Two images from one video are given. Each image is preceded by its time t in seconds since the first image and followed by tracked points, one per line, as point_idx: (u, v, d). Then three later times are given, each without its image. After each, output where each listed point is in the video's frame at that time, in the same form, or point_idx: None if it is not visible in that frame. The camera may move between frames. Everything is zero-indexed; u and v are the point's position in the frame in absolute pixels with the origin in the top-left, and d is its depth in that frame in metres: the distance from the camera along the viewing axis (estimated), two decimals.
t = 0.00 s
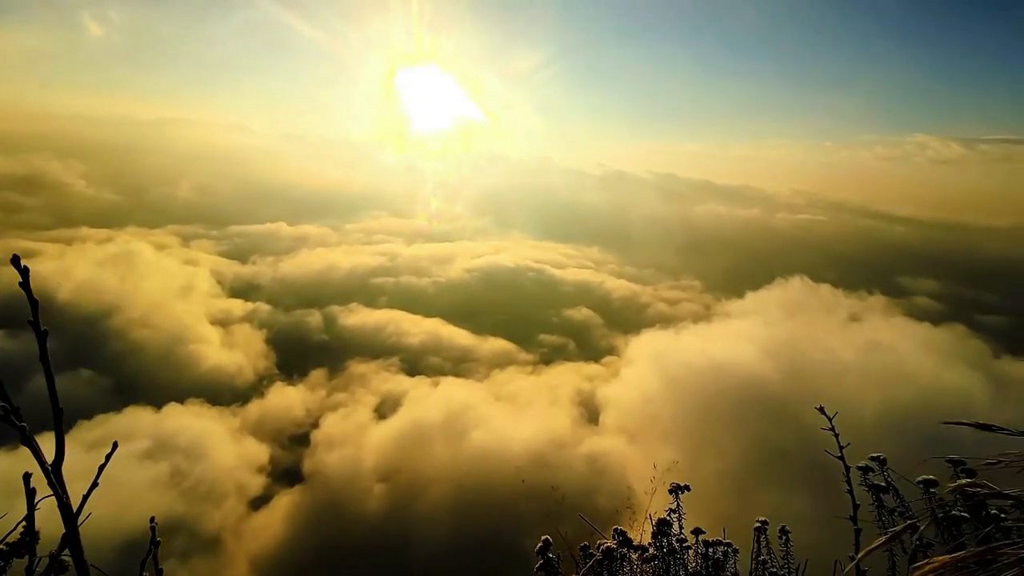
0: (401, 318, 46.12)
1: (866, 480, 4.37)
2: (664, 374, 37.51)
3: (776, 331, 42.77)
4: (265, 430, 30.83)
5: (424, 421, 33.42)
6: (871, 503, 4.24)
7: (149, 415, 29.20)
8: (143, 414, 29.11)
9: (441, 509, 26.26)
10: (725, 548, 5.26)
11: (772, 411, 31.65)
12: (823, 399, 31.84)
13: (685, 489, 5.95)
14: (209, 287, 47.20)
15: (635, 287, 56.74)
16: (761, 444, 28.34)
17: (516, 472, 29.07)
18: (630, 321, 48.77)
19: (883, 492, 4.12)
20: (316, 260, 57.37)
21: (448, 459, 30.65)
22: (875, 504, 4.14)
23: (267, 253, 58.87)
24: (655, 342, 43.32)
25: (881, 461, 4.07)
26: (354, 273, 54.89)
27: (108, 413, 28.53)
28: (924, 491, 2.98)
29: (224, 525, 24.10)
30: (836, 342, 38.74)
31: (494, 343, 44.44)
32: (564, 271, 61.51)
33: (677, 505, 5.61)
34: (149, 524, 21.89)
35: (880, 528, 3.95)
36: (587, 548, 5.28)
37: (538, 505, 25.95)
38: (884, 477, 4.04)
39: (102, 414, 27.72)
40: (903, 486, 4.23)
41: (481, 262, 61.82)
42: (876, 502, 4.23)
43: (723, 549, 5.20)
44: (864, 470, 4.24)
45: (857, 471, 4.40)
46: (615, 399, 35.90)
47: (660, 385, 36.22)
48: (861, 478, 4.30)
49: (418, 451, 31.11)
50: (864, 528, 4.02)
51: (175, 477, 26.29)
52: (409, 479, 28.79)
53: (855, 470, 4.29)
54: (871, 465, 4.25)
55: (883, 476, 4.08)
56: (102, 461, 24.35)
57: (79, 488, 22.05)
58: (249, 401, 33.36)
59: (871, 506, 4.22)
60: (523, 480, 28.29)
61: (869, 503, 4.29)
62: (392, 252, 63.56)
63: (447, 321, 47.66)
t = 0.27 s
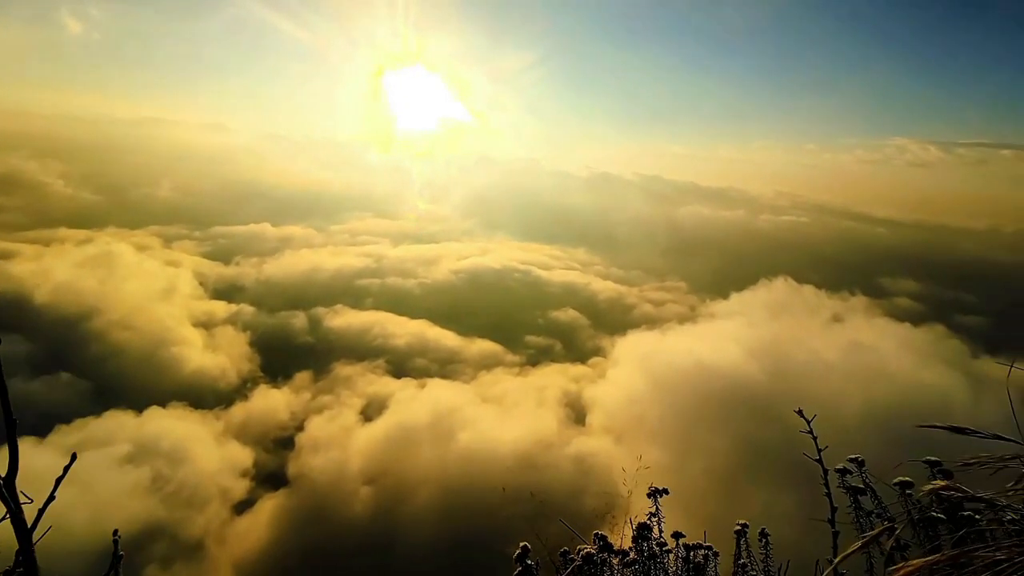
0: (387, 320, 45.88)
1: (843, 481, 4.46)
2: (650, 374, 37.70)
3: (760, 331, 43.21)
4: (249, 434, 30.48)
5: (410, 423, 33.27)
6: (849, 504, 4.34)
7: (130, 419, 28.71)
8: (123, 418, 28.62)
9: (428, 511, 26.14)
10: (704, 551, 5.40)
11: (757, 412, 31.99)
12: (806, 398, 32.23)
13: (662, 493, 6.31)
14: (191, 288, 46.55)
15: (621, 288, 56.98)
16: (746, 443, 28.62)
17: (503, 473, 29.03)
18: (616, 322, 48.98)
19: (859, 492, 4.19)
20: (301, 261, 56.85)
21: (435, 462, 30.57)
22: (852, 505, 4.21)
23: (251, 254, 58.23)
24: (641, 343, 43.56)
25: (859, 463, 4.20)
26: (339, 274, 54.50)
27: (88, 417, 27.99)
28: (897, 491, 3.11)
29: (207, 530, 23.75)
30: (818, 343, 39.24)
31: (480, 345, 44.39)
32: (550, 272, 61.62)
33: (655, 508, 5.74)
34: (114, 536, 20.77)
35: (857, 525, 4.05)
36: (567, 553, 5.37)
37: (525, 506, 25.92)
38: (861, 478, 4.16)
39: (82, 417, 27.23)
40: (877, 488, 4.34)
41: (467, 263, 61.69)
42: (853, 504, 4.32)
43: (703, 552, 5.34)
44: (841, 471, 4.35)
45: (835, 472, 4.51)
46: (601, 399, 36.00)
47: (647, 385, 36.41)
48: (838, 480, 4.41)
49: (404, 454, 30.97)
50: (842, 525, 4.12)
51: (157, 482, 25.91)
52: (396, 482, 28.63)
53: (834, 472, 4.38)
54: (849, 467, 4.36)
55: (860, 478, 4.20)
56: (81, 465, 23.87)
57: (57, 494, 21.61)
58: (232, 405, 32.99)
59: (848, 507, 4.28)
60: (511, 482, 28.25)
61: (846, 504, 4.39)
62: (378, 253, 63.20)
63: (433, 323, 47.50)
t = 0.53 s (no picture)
0: (378, 321, 45.66)
1: (828, 483, 4.42)
2: (641, 374, 37.81)
3: (750, 331, 43.44)
4: (238, 436, 30.19)
5: (401, 424, 33.11)
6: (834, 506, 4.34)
7: (116, 423, 28.37)
8: (109, 422, 28.27)
9: (419, 513, 26.00)
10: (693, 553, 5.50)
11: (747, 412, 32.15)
12: (796, 398, 32.45)
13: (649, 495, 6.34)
14: (179, 290, 46.09)
15: (612, 289, 57.05)
16: (736, 443, 28.75)
17: (495, 474, 28.96)
18: (607, 323, 49.06)
19: (844, 494, 4.15)
20: (290, 262, 56.48)
21: (426, 464, 30.46)
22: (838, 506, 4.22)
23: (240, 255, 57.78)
24: (632, 344, 43.65)
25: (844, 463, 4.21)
26: (329, 276, 54.19)
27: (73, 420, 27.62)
28: (881, 491, 3.11)
29: (195, 534, 23.48)
30: (808, 343, 39.52)
31: (471, 347, 44.30)
32: (542, 273, 61.60)
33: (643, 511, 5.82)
34: (86, 546, 20.02)
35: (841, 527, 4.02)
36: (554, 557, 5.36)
37: (516, 507, 25.83)
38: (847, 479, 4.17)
39: (67, 421, 26.86)
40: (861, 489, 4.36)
41: (458, 264, 61.54)
42: (838, 505, 4.33)
43: (691, 554, 5.45)
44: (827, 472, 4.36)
45: (820, 474, 4.48)
46: (593, 400, 36.04)
47: (638, 385, 36.52)
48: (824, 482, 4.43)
49: (395, 455, 30.83)
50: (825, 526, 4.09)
51: (144, 486, 25.58)
52: (387, 484, 28.49)
53: (819, 475, 4.36)
54: (834, 469, 4.36)
55: (845, 478, 4.21)
56: (67, 470, 23.53)
57: (42, 499, 21.27)
58: (221, 408, 32.70)
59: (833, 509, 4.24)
60: (503, 482, 28.18)
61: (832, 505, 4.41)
62: (369, 254, 62.90)
63: (424, 324, 47.35)
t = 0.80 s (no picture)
0: (366, 323, 45.43)
1: (809, 485, 4.48)
2: (629, 374, 37.94)
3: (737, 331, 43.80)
4: (224, 439, 29.86)
5: (389, 426, 32.99)
6: (815, 507, 4.34)
7: (99, 427, 27.95)
8: (93, 426, 27.85)
9: (407, 515, 25.83)
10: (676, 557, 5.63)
11: (734, 411, 32.41)
12: (781, 398, 32.81)
13: (632, 499, 6.39)
14: (164, 292, 45.51)
15: (600, 289, 57.20)
16: (724, 442, 28.98)
17: (484, 475, 28.93)
18: (595, 324, 49.22)
19: (825, 495, 4.21)
20: (277, 263, 56.02)
21: (415, 466, 30.36)
22: (819, 509, 4.21)
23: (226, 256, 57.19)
24: (621, 344, 43.83)
25: (823, 465, 4.22)
26: (316, 277, 53.84)
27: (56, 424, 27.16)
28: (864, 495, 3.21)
29: (181, 539, 23.18)
30: (794, 343, 39.94)
31: (459, 348, 44.24)
32: (530, 274, 61.64)
33: (626, 514, 5.91)
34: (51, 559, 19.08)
35: (823, 528, 4.10)
36: (537, 563, 5.38)
37: (505, 508, 25.72)
38: (826, 482, 4.16)
39: (49, 425, 26.39)
40: (842, 491, 4.36)
41: (447, 265, 61.39)
42: (819, 507, 4.33)
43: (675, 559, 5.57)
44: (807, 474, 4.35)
45: (801, 475, 4.53)
46: (582, 400, 36.14)
47: (627, 385, 36.62)
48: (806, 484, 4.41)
49: (383, 457, 30.74)
50: (808, 528, 4.16)
51: (128, 491, 25.22)
52: (375, 487, 28.35)
53: (800, 476, 4.44)
54: (813, 470, 4.35)
55: (824, 481, 4.20)
56: (48, 475, 23.10)
57: (22, 506, 20.85)
58: (207, 411, 32.36)
59: (814, 510, 4.29)
60: (492, 483, 28.15)
61: (813, 506, 4.41)
62: (357, 255, 62.54)
63: (412, 325, 47.18)
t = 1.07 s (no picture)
0: (353, 325, 45.12)
1: (792, 486, 4.45)
2: (618, 374, 38.06)
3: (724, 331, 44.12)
4: (210, 444, 29.48)
5: (378, 429, 32.81)
6: (798, 510, 4.28)
7: (81, 432, 27.45)
8: (74, 431, 27.34)
9: (396, 517, 25.68)
10: (659, 561, 5.75)
11: (722, 411, 32.64)
12: (768, 397, 33.10)
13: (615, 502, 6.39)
14: (147, 295, 44.81)
15: (588, 290, 57.31)
16: (712, 442, 29.18)
17: (474, 476, 28.85)
18: (583, 325, 49.32)
19: (808, 497, 4.18)
20: (263, 265, 55.46)
21: (403, 469, 30.21)
22: (801, 511, 4.15)
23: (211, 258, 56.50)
24: (609, 344, 43.96)
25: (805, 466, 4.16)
26: (303, 280, 53.40)
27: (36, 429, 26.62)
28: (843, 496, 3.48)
29: (166, 545, 22.83)
30: (780, 342, 40.32)
31: (448, 350, 44.11)
32: (518, 276, 61.63)
33: (610, 518, 5.95)
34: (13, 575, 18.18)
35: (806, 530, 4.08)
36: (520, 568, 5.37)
37: (495, 509, 25.65)
38: (809, 483, 4.11)
39: (29, 430, 25.86)
40: (826, 492, 4.30)
41: (435, 266, 61.19)
42: (802, 509, 4.26)
43: (658, 563, 5.67)
44: (789, 476, 4.27)
45: (784, 477, 4.49)
46: (571, 401, 36.18)
47: (616, 385, 36.73)
48: (789, 485, 4.34)
49: (372, 460, 30.58)
50: (791, 531, 4.14)
51: (111, 497, 24.78)
52: (364, 490, 28.17)
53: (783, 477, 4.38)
54: (796, 471, 4.28)
55: (807, 482, 4.15)
56: (29, 481, 22.63)
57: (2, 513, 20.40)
58: (191, 416, 31.93)
59: (797, 512, 4.27)
60: (482, 485, 28.08)
61: (795, 509, 4.34)
62: (344, 257, 62.12)
63: (400, 328, 46.96)
